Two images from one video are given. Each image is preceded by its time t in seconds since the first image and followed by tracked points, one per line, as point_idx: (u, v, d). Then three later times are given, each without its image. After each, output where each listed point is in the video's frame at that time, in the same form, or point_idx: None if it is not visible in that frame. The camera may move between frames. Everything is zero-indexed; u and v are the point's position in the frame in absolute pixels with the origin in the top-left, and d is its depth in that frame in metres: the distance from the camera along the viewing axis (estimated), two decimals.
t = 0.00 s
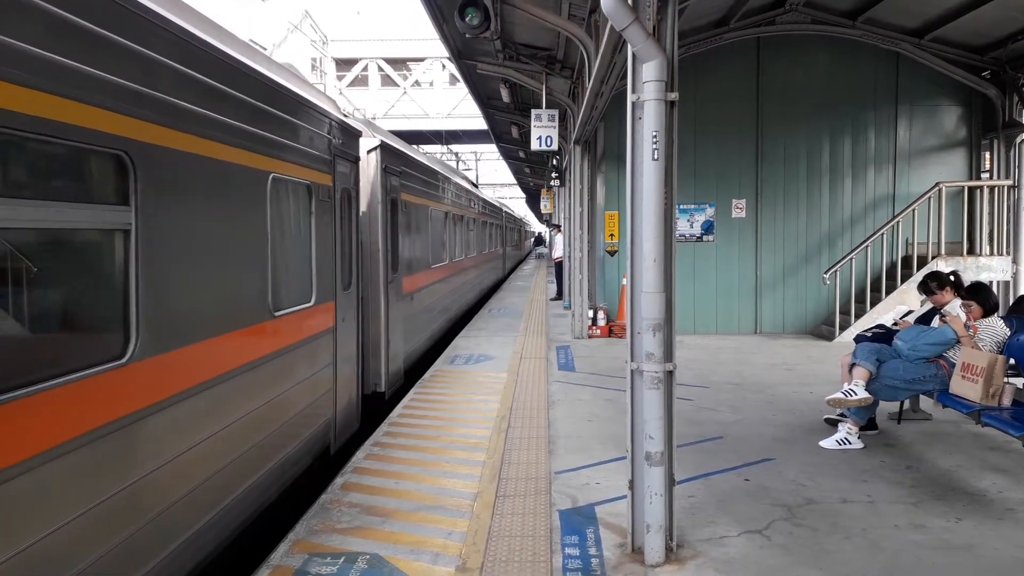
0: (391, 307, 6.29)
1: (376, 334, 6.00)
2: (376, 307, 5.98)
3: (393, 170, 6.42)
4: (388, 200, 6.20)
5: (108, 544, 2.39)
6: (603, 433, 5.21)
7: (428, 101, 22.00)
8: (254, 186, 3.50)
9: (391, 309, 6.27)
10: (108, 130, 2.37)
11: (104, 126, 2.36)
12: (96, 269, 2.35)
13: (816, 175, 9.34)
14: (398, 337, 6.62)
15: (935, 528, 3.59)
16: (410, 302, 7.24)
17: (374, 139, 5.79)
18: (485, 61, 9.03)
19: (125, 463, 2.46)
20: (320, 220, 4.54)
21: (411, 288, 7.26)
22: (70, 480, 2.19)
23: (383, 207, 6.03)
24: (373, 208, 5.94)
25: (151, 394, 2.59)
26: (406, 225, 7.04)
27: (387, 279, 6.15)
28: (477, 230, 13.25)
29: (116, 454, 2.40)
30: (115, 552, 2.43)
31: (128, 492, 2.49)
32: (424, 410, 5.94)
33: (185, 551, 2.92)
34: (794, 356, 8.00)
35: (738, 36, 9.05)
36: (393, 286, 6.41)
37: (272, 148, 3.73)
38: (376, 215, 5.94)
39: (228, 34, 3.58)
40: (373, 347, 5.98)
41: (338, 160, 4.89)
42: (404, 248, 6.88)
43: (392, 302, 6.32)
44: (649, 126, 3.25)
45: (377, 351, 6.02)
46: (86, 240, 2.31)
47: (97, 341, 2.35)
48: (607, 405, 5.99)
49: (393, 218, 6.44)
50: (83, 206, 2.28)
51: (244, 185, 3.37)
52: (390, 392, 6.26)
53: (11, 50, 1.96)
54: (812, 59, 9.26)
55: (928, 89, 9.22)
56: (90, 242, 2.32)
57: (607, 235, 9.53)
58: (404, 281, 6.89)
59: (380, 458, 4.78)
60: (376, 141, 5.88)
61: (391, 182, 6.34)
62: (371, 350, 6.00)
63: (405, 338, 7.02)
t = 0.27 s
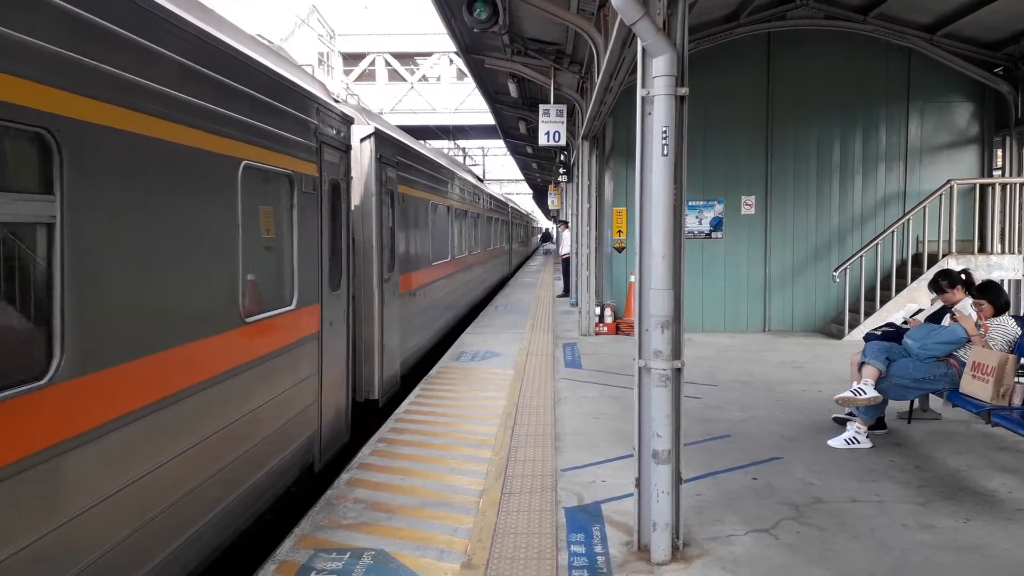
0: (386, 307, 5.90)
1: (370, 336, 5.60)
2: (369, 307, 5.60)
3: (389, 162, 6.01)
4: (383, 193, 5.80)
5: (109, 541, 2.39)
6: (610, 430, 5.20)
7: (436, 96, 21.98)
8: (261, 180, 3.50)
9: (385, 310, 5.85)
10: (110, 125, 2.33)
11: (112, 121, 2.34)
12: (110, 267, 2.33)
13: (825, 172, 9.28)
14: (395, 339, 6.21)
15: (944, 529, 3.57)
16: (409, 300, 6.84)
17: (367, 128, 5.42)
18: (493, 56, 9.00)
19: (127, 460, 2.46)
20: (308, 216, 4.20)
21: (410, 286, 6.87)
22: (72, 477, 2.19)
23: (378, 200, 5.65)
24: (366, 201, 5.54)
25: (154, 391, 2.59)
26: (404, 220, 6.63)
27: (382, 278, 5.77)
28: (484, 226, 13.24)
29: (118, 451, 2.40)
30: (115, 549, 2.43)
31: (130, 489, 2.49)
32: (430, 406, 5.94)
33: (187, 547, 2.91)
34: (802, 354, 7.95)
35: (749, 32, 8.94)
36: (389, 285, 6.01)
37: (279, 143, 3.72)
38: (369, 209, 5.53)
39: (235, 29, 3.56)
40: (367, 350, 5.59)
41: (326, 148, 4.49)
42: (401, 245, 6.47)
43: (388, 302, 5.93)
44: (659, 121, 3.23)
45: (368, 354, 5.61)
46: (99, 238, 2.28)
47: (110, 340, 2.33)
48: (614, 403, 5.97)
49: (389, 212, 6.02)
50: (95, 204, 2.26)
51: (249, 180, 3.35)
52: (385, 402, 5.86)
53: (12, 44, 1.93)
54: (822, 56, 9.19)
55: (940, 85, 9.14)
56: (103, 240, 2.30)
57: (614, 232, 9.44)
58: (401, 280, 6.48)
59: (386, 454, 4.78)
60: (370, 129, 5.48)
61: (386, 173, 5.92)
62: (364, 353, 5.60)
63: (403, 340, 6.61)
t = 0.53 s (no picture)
0: (370, 312, 5.48)
1: (353, 343, 5.20)
2: (353, 312, 5.19)
3: (377, 155, 5.60)
4: (369, 188, 5.40)
5: (109, 540, 2.39)
6: (608, 431, 5.20)
7: (435, 96, 21.99)
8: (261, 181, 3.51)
9: (370, 314, 5.43)
10: (108, 125, 2.34)
11: (109, 121, 2.35)
12: (109, 268, 2.34)
13: (824, 173, 9.29)
14: (380, 346, 5.78)
15: (941, 529, 3.58)
16: (397, 303, 6.41)
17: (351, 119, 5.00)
18: (493, 56, 9.01)
19: (126, 460, 2.46)
20: (287, 215, 3.87)
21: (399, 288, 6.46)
22: (72, 477, 2.19)
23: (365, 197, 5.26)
24: (352, 198, 5.13)
25: (154, 391, 2.60)
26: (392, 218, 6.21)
27: (369, 279, 5.39)
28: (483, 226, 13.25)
29: (117, 451, 2.40)
30: (115, 549, 2.44)
31: (130, 489, 2.50)
32: (429, 407, 5.95)
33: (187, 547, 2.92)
34: (801, 355, 7.96)
35: (748, 32, 8.95)
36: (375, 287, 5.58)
37: (278, 143, 3.73)
38: (354, 206, 5.13)
39: (236, 31, 3.58)
40: (350, 359, 5.18)
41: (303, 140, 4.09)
42: (388, 245, 6.04)
43: (372, 307, 5.52)
44: (658, 122, 3.24)
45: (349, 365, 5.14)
46: (99, 239, 2.29)
47: (111, 340, 2.35)
48: (612, 403, 5.98)
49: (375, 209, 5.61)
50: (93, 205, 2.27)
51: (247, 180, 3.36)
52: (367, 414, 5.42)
53: (11, 43, 1.94)
54: (821, 57, 9.21)
55: (939, 86, 9.15)
56: (103, 241, 2.30)
57: (613, 233, 9.49)
58: (388, 282, 6.05)
59: (384, 454, 4.78)
60: (355, 119, 5.08)
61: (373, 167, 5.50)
62: (347, 363, 5.19)
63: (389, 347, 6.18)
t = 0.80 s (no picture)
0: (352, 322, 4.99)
1: (331, 358, 4.68)
2: (331, 324, 4.67)
3: (357, 153, 5.06)
4: (348, 188, 4.86)
5: (105, 548, 2.35)
6: (604, 433, 5.20)
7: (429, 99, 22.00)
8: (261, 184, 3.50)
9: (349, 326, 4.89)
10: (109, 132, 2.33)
11: (107, 129, 2.31)
12: (107, 275, 2.32)
13: (818, 175, 9.33)
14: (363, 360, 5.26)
15: (937, 530, 3.59)
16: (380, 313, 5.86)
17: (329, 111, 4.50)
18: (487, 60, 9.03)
19: (123, 466, 2.43)
20: (267, 220, 3.60)
21: (382, 298, 5.90)
22: (72, 481, 2.17)
23: (344, 199, 4.75)
24: (329, 200, 4.60)
25: (150, 396, 2.57)
26: (375, 220, 5.68)
27: (348, 287, 4.87)
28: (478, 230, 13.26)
29: (113, 456, 2.37)
30: (114, 554, 2.40)
31: (127, 495, 2.46)
32: (424, 410, 5.93)
33: (187, 554, 2.88)
34: (796, 356, 7.98)
35: (742, 36, 8.98)
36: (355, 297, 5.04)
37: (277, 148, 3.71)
38: (330, 207, 4.60)
39: (233, 35, 3.57)
40: (329, 377, 4.69)
41: (265, 133, 3.53)
42: (370, 250, 5.52)
43: (353, 318, 5.00)
44: (652, 125, 3.24)
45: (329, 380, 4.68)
46: (96, 244, 2.27)
47: (109, 344, 2.33)
48: (608, 406, 5.98)
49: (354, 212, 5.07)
50: (92, 210, 2.25)
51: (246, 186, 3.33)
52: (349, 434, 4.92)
53: (17, 52, 1.93)
54: (815, 60, 9.25)
55: (930, 89, 9.20)
56: (101, 247, 2.28)
57: (608, 235, 9.51)
58: (371, 289, 5.54)
59: (381, 458, 4.77)
60: (333, 113, 4.56)
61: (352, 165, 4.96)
62: (326, 380, 4.70)
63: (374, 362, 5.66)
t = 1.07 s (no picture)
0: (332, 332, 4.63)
1: (308, 369, 4.34)
2: (308, 333, 4.32)
3: (339, 147, 4.69)
4: (327, 186, 4.49)
5: (101, 551, 2.35)
6: (603, 434, 5.20)
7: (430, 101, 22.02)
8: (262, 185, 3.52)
9: (328, 334, 4.53)
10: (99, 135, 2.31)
11: (101, 129, 2.30)
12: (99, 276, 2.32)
13: (818, 176, 9.33)
14: (345, 372, 4.88)
15: (935, 531, 3.59)
16: (364, 320, 5.46)
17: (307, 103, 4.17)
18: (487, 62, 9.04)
19: (117, 469, 2.43)
20: (267, 220, 3.60)
21: (366, 304, 5.51)
22: (65, 485, 2.17)
23: (325, 197, 4.41)
24: (305, 197, 4.25)
25: (144, 399, 2.56)
26: (360, 220, 5.30)
27: (327, 292, 4.50)
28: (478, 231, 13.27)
29: (106, 459, 2.36)
30: (108, 559, 2.39)
31: (120, 498, 2.45)
32: (424, 411, 5.94)
33: (184, 557, 2.87)
34: (796, 358, 7.98)
35: (742, 37, 8.98)
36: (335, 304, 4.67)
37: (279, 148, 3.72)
38: (307, 206, 4.25)
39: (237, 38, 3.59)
40: (306, 391, 4.35)
41: (226, 123, 3.16)
42: (354, 252, 5.14)
43: (333, 327, 4.62)
44: (652, 127, 3.25)
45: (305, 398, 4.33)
46: (84, 247, 2.26)
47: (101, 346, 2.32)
48: (607, 407, 5.98)
49: (335, 211, 4.69)
50: (82, 212, 2.25)
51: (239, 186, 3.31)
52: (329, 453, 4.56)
53: (6, 51, 1.91)
54: (815, 62, 9.25)
55: (930, 90, 9.21)
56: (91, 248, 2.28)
57: (608, 236, 9.51)
58: (354, 295, 5.17)
59: (380, 459, 4.78)
60: (310, 104, 4.21)
61: (332, 161, 4.58)
62: (303, 393, 4.35)
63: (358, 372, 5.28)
